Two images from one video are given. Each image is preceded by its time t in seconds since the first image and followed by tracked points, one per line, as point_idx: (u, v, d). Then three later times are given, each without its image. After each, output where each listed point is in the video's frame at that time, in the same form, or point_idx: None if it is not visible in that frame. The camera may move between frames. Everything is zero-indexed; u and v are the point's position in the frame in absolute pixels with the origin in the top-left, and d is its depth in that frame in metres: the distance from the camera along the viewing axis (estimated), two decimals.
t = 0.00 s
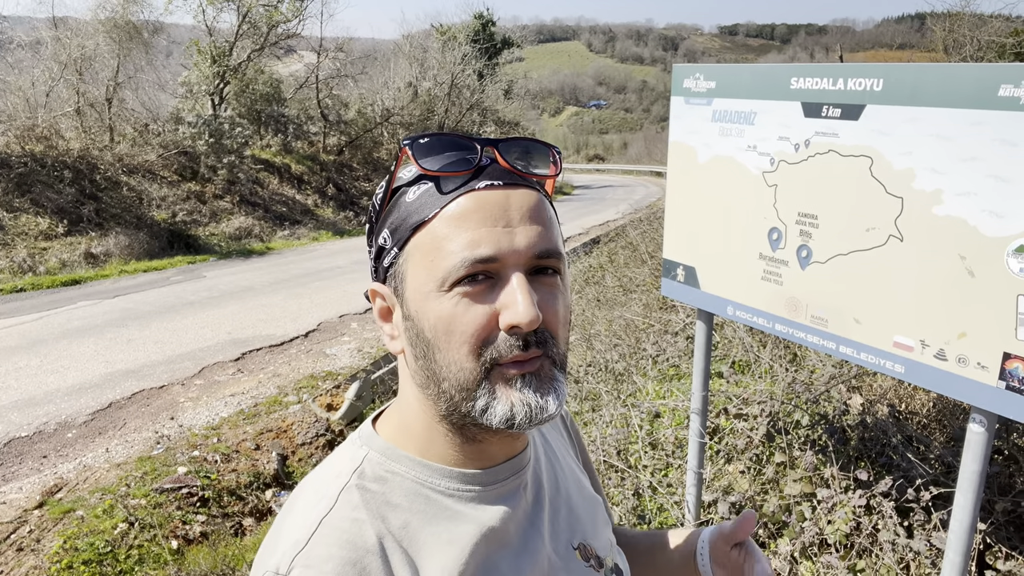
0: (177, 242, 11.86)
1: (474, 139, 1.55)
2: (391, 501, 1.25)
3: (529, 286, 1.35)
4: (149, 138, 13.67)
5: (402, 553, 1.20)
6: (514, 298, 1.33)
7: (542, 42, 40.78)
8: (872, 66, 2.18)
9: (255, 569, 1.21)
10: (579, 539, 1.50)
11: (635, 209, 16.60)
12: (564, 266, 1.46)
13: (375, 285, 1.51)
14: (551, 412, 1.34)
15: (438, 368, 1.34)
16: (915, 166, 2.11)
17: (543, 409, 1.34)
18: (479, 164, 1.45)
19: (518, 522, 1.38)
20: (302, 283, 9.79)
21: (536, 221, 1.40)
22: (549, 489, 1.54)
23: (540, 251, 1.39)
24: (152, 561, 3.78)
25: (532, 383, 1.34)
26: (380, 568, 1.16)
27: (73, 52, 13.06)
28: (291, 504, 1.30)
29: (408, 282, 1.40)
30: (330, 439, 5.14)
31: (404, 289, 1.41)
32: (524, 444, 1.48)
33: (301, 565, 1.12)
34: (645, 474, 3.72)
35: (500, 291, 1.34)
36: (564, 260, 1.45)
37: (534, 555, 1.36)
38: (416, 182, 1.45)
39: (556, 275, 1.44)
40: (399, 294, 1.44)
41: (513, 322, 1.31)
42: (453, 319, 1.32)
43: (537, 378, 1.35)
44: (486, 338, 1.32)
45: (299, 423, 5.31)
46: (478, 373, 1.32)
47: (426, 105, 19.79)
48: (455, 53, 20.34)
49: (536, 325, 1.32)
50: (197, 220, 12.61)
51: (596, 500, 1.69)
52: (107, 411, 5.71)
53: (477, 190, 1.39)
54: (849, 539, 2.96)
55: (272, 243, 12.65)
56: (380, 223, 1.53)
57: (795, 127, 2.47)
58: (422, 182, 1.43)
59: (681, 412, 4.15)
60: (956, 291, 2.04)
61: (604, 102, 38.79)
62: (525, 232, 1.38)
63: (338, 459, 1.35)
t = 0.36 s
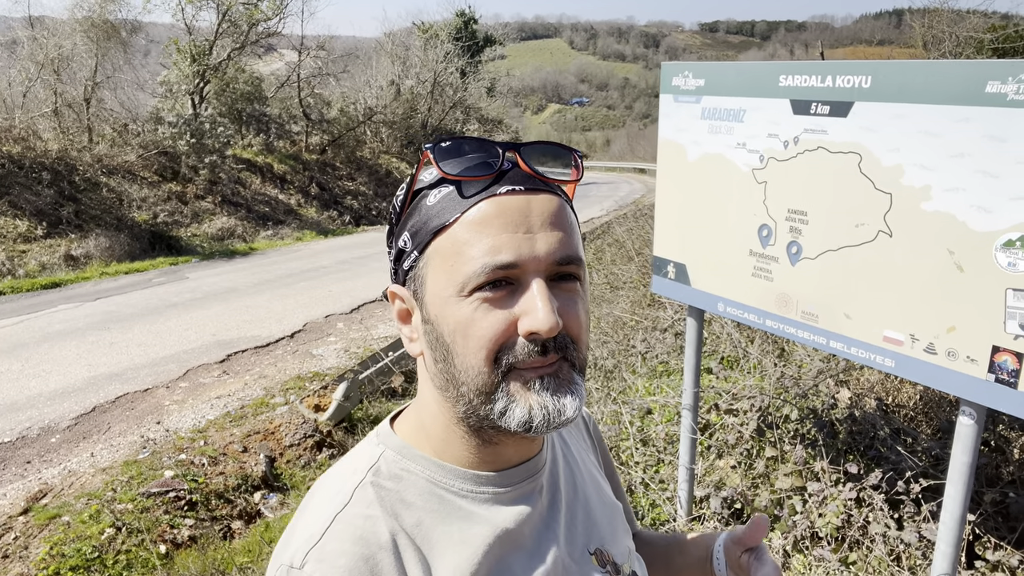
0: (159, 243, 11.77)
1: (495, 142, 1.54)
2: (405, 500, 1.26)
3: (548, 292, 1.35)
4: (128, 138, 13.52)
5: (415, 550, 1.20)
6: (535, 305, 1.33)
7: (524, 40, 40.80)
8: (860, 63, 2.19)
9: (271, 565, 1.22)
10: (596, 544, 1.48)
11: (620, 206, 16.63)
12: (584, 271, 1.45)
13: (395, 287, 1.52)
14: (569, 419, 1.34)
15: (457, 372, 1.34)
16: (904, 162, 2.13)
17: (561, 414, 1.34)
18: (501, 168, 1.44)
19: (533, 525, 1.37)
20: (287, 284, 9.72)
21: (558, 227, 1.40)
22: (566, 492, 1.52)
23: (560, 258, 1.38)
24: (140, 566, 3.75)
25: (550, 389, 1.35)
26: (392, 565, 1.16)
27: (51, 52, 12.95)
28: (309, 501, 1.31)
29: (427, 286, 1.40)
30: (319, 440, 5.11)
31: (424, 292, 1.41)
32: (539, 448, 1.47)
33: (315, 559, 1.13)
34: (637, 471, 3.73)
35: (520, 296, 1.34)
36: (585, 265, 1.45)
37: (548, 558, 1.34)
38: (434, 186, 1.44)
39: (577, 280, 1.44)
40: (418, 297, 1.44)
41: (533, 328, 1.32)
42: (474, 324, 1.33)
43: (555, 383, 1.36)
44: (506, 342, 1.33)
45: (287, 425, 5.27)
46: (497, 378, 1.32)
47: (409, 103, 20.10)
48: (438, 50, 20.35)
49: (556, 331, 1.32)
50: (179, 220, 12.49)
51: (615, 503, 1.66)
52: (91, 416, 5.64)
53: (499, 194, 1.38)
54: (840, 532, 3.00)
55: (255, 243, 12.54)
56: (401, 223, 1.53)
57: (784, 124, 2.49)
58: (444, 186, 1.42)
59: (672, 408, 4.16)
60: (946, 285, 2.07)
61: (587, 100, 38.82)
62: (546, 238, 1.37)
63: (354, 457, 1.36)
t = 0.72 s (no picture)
0: (146, 242, 11.70)
1: (526, 149, 1.54)
2: (434, 508, 1.26)
3: (587, 303, 1.36)
4: (113, 136, 13.40)
5: (442, 558, 1.20)
6: (573, 316, 1.34)
7: (512, 38, 40.75)
8: (860, 64, 2.21)
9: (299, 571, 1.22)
10: (624, 552, 1.48)
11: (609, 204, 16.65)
12: (616, 281, 1.46)
13: (425, 296, 1.50)
14: (605, 430, 1.35)
15: (493, 383, 1.34)
16: (904, 163, 2.15)
17: (597, 425, 1.35)
18: (536, 177, 1.44)
19: (561, 534, 1.37)
20: (276, 283, 9.67)
21: (593, 237, 1.41)
22: (594, 499, 1.52)
23: (597, 268, 1.39)
24: (134, 569, 3.72)
25: (586, 399, 1.36)
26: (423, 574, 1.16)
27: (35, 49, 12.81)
28: (336, 508, 1.30)
29: (462, 296, 1.40)
30: (312, 441, 5.09)
31: (458, 303, 1.40)
32: (567, 456, 1.47)
33: (345, 568, 1.12)
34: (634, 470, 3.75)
35: (558, 306, 1.34)
36: (617, 275, 1.46)
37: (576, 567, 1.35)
38: (470, 195, 1.44)
39: (610, 290, 1.45)
40: (451, 307, 1.44)
41: (572, 338, 1.32)
42: (512, 335, 1.32)
43: (591, 393, 1.37)
44: (543, 353, 1.33)
45: (279, 425, 5.24)
46: (535, 389, 1.33)
47: (397, 102, 20.07)
48: (426, 48, 20.32)
49: (593, 343, 1.33)
50: (166, 220, 12.40)
51: (642, 511, 1.66)
52: (80, 417, 5.59)
53: (537, 205, 1.38)
54: (838, 529, 3.03)
55: (243, 243, 12.46)
56: (431, 231, 1.52)
57: (784, 125, 2.50)
58: (478, 195, 1.42)
59: (667, 407, 4.16)
60: (947, 286, 2.08)
61: (574, 98, 38.71)
62: (583, 249, 1.38)
63: (381, 464, 1.36)
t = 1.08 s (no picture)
0: (141, 242, 11.67)
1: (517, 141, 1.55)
2: (424, 499, 1.26)
3: (578, 291, 1.37)
4: (108, 136, 13.36)
5: (432, 549, 1.21)
6: (565, 302, 1.34)
7: (508, 38, 40.76)
8: (854, 62, 2.22)
9: (291, 563, 1.22)
10: (612, 540, 1.49)
11: (605, 204, 16.65)
12: (606, 270, 1.47)
13: (416, 286, 1.51)
14: (596, 416, 1.35)
15: (485, 371, 1.34)
16: (897, 161, 2.16)
17: (589, 412, 1.36)
18: (526, 167, 1.45)
19: (551, 523, 1.38)
20: (272, 283, 9.66)
21: (583, 225, 1.41)
22: (583, 489, 1.53)
23: (587, 257, 1.40)
24: (129, 569, 3.72)
25: (577, 386, 1.36)
26: (412, 564, 1.17)
27: (29, 49, 12.77)
28: (328, 499, 1.31)
29: (454, 285, 1.40)
30: (308, 440, 5.08)
31: (450, 292, 1.41)
32: (555, 446, 1.48)
33: (336, 559, 1.13)
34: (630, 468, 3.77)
35: (549, 294, 1.35)
36: (607, 264, 1.47)
37: (567, 556, 1.36)
38: (461, 185, 1.44)
39: (600, 279, 1.46)
40: (443, 296, 1.44)
41: (563, 326, 1.33)
42: (503, 322, 1.33)
43: (582, 380, 1.37)
44: (534, 341, 1.34)
45: (275, 425, 5.24)
46: (526, 377, 1.33)
47: (393, 101, 20.07)
48: (422, 48, 20.32)
49: (585, 330, 1.34)
50: (162, 219, 12.37)
51: (630, 501, 1.67)
52: (75, 417, 5.58)
53: (530, 194, 1.39)
54: (832, 525, 3.05)
55: (239, 242, 12.44)
56: (422, 221, 1.52)
57: (778, 123, 2.51)
58: (470, 185, 1.42)
59: (663, 405, 4.17)
60: (939, 282, 2.10)
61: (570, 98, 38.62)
62: (574, 237, 1.39)
63: (372, 456, 1.36)
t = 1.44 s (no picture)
0: (145, 243, 11.69)
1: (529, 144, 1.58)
2: (409, 500, 1.26)
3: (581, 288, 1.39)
4: (113, 138, 13.37)
5: (417, 550, 1.21)
6: (570, 298, 1.36)
7: (511, 39, 40.77)
8: (854, 63, 2.22)
9: (275, 566, 1.22)
10: (597, 539, 1.49)
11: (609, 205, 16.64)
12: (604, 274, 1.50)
13: (416, 274, 1.49)
14: (592, 412, 1.37)
15: (487, 361, 1.35)
16: (898, 162, 2.15)
17: (585, 409, 1.37)
18: (540, 166, 1.47)
19: (535, 524, 1.38)
20: (275, 284, 9.67)
21: (590, 227, 1.44)
22: (567, 489, 1.53)
23: (593, 256, 1.43)
24: (131, 569, 3.72)
25: (575, 382, 1.37)
26: (397, 567, 1.17)
27: (34, 51, 12.80)
28: (312, 500, 1.30)
29: (459, 273, 1.39)
30: (310, 441, 5.08)
31: (455, 280, 1.40)
32: (542, 445, 1.48)
33: (320, 562, 1.12)
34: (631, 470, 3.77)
35: (556, 287, 1.36)
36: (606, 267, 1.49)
37: (553, 557, 1.35)
38: (474, 175, 1.45)
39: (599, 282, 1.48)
40: (445, 285, 1.43)
41: (568, 320, 1.34)
42: (509, 313, 1.34)
43: (580, 377, 1.38)
44: (537, 333, 1.35)
45: (278, 426, 5.24)
46: (527, 368, 1.34)
47: (396, 103, 20.09)
48: (425, 50, 20.35)
49: (588, 326, 1.36)
50: (166, 221, 12.39)
51: (616, 500, 1.67)
52: (79, 418, 5.59)
53: (544, 189, 1.41)
54: (834, 527, 3.04)
55: (243, 244, 12.45)
56: (426, 210, 1.51)
57: (779, 124, 2.50)
58: (483, 177, 1.43)
59: (665, 406, 4.17)
60: (938, 283, 2.09)
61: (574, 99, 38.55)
62: (581, 236, 1.41)
63: (358, 456, 1.36)
